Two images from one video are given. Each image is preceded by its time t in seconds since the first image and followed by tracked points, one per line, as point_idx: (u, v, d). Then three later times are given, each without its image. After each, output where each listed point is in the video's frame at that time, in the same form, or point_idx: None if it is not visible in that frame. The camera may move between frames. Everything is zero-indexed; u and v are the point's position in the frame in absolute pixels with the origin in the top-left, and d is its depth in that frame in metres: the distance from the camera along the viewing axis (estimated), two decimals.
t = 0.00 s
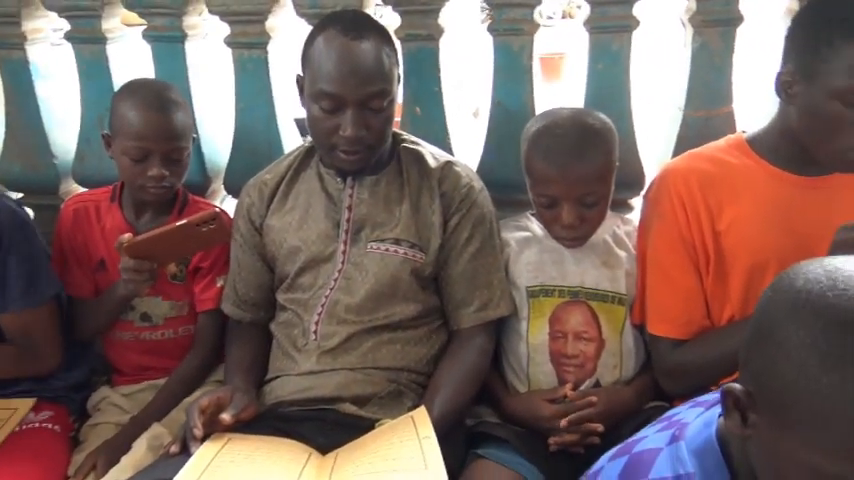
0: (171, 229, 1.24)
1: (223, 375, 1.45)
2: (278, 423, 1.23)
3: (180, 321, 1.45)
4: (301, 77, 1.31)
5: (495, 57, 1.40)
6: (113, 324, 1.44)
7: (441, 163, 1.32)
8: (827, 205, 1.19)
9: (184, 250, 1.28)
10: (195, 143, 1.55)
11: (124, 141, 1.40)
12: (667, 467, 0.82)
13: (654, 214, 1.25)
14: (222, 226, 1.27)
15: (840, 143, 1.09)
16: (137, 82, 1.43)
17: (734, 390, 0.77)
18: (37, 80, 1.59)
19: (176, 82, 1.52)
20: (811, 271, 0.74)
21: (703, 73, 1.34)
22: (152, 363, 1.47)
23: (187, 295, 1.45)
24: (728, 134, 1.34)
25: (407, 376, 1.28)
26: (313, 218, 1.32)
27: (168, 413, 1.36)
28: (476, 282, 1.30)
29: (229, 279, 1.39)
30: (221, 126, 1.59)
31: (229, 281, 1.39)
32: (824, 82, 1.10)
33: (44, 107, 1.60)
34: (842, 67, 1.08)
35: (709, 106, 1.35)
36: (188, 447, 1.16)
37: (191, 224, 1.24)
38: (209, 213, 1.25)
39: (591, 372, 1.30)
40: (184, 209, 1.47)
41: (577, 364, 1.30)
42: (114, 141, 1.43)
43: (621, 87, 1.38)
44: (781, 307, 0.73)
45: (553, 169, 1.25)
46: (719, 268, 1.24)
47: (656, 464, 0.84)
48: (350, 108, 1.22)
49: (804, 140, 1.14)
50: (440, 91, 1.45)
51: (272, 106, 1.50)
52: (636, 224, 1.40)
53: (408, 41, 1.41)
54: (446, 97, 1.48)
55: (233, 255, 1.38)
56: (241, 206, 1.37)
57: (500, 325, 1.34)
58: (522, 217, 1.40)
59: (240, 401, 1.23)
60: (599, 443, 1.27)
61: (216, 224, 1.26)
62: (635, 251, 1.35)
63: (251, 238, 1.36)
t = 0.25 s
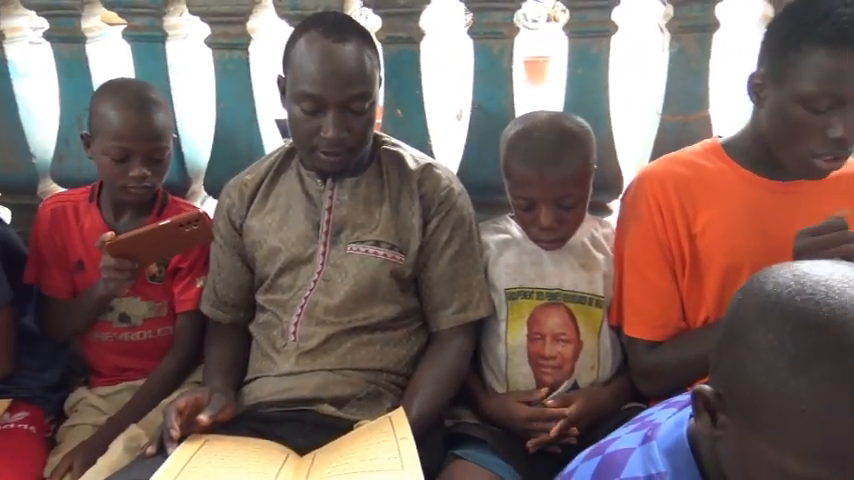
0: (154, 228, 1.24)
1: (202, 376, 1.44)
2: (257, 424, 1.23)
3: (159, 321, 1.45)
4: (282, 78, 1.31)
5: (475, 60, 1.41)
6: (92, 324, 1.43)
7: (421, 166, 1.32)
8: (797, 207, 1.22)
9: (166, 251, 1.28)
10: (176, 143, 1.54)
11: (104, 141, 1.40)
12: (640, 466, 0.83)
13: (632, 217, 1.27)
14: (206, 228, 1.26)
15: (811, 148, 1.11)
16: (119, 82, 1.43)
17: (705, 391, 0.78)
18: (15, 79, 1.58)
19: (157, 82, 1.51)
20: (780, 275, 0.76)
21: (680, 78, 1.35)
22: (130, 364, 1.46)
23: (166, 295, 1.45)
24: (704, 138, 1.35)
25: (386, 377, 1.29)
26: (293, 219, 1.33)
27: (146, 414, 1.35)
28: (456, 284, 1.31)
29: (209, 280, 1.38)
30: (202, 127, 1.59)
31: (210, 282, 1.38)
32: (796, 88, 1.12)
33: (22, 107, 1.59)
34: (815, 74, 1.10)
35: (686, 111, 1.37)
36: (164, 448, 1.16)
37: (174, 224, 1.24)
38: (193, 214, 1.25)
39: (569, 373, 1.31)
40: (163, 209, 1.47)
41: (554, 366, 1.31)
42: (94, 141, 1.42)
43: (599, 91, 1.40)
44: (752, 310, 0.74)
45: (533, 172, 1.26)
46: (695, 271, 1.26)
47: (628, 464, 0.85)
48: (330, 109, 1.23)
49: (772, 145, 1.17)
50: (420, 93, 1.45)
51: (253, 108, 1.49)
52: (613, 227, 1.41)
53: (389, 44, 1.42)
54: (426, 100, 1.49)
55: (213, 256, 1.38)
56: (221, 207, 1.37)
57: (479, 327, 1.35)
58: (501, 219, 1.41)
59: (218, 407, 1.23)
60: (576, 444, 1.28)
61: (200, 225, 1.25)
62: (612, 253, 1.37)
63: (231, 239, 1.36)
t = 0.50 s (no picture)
0: (135, 230, 1.24)
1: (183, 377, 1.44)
2: (236, 425, 1.23)
3: (139, 323, 1.45)
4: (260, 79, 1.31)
5: (455, 61, 1.42)
6: (71, 325, 1.42)
7: (401, 166, 1.33)
8: (771, 207, 1.24)
9: (146, 253, 1.27)
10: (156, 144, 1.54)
11: (84, 142, 1.39)
12: (612, 461, 0.84)
13: (609, 217, 1.28)
14: (187, 232, 1.26)
15: (783, 148, 1.13)
16: (98, 82, 1.42)
17: (674, 387, 0.79)
18: None
19: (136, 83, 1.51)
20: (748, 273, 0.77)
21: (657, 79, 1.37)
22: (110, 366, 1.45)
23: (146, 296, 1.44)
24: (681, 138, 1.37)
25: (367, 376, 1.29)
26: (273, 219, 1.33)
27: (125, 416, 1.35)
28: (436, 284, 1.32)
29: (190, 282, 1.38)
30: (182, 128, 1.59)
31: (190, 283, 1.38)
32: (768, 89, 1.14)
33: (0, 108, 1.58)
34: (785, 75, 1.12)
35: (663, 111, 1.38)
36: (143, 450, 1.16)
37: (156, 225, 1.24)
38: (176, 217, 1.25)
39: (548, 372, 1.32)
40: (143, 211, 1.46)
41: (534, 364, 1.32)
42: (73, 142, 1.41)
43: (578, 92, 1.41)
44: (719, 307, 0.76)
45: (511, 172, 1.27)
46: (671, 270, 1.27)
47: (601, 460, 0.86)
48: (308, 110, 1.23)
49: (746, 145, 1.19)
50: (401, 94, 1.46)
51: (232, 108, 1.50)
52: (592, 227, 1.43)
53: (369, 45, 1.42)
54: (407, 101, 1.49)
55: (194, 257, 1.38)
56: (201, 208, 1.37)
57: (460, 326, 1.36)
58: (481, 219, 1.42)
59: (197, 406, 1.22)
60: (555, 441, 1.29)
61: (181, 228, 1.25)
62: (591, 253, 1.38)
63: (211, 240, 1.36)
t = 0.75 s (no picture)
0: (116, 233, 1.23)
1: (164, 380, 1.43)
2: (217, 427, 1.23)
3: (120, 326, 1.44)
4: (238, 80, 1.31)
5: (434, 61, 1.42)
6: (50, 329, 1.41)
7: (380, 167, 1.33)
8: (747, 206, 1.25)
9: (126, 257, 1.27)
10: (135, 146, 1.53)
11: (63, 144, 1.38)
12: (587, 459, 0.85)
13: (588, 217, 1.29)
14: (167, 235, 1.26)
15: (758, 147, 1.15)
16: (76, 84, 1.41)
17: (646, 385, 0.80)
18: None
19: (115, 84, 1.50)
20: (716, 272, 0.78)
21: (634, 79, 1.38)
22: (91, 370, 1.45)
23: (127, 299, 1.44)
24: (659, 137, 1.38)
25: (348, 377, 1.30)
26: (253, 221, 1.33)
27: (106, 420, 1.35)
28: (417, 284, 1.32)
29: (170, 284, 1.38)
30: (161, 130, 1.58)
31: (171, 285, 1.38)
32: (742, 89, 1.15)
33: None
34: (758, 75, 1.14)
35: (641, 110, 1.40)
36: (123, 453, 1.17)
37: (137, 228, 1.24)
38: (156, 220, 1.25)
39: (529, 370, 1.33)
40: (123, 213, 1.45)
41: (515, 363, 1.33)
42: (52, 145, 1.40)
43: (556, 92, 1.42)
44: (688, 305, 0.77)
45: (490, 172, 1.28)
46: (650, 268, 1.29)
47: (577, 456, 0.87)
48: (285, 111, 1.23)
49: (721, 144, 1.20)
50: (381, 95, 1.46)
51: (212, 109, 1.49)
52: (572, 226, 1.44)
53: (348, 45, 1.43)
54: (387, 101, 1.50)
55: (174, 259, 1.37)
56: (181, 210, 1.37)
57: (441, 325, 1.37)
58: (462, 219, 1.42)
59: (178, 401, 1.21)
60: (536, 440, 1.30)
61: (162, 231, 1.25)
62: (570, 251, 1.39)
63: (192, 242, 1.36)
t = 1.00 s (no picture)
0: (99, 237, 1.22)
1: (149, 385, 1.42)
2: (203, 431, 1.23)
3: (104, 331, 1.43)
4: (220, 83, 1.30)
5: (419, 62, 1.42)
6: (34, 335, 1.40)
7: (365, 168, 1.33)
8: (730, 204, 1.26)
9: (110, 261, 1.26)
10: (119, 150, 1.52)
11: (46, 148, 1.37)
12: (569, 459, 0.85)
13: (573, 216, 1.30)
14: (151, 239, 1.26)
15: (743, 146, 1.15)
16: (58, 87, 1.40)
17: (626, 384, 0.81)
18: None
19: (98, 88, 1.49)
20: (692, 269, 0.78)
21: (617, 79, 1.38)
22: (76, 375, 1.44)
23: (111, 304, 1.43)
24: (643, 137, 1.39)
25: (334, 379, 1.29)
26: (238, 224, 1.32)
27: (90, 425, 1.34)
28: (402, 285, 1.32)
29: (155, 288, 1.37)
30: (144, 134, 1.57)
31: (156, 289, 1.37)
32: (726, 89, 1.16)
33: None
34: (742, 75, 1.14)
35: (625, 110, 1.40)
36: (107, 459, 1.16)
37: (120, 232, 1.23)
38: (139, 223, 1.24)
39: (515, 371, 1.33)
40: (107, 217, 1.44)
41: (502, 364, 1.33)
42: (35, 149, 1.39)
43: (541, 92, 1.42)
44: (665, 304, 0.77)
45: (475, 172, 1.28)
46: (634, 266, 1.29)
47: (560, 456, 0.87)
48: (268, 114, 1.23)
49: (705, 143, 1.21)
50: (365, 96, 1.46)
51: (196, 112, 1.49)
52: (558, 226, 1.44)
53: (332, 47, 1.42)
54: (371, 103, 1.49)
55: (159, 263, 1.36)
56: (165, 213, 1.36)
57: (428, 326, 1.37)
58: (448, 219, 1.42)
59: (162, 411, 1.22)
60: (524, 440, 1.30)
61: (145, 235, 1.25)
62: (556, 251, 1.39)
63: (176, 246, 1.35)
